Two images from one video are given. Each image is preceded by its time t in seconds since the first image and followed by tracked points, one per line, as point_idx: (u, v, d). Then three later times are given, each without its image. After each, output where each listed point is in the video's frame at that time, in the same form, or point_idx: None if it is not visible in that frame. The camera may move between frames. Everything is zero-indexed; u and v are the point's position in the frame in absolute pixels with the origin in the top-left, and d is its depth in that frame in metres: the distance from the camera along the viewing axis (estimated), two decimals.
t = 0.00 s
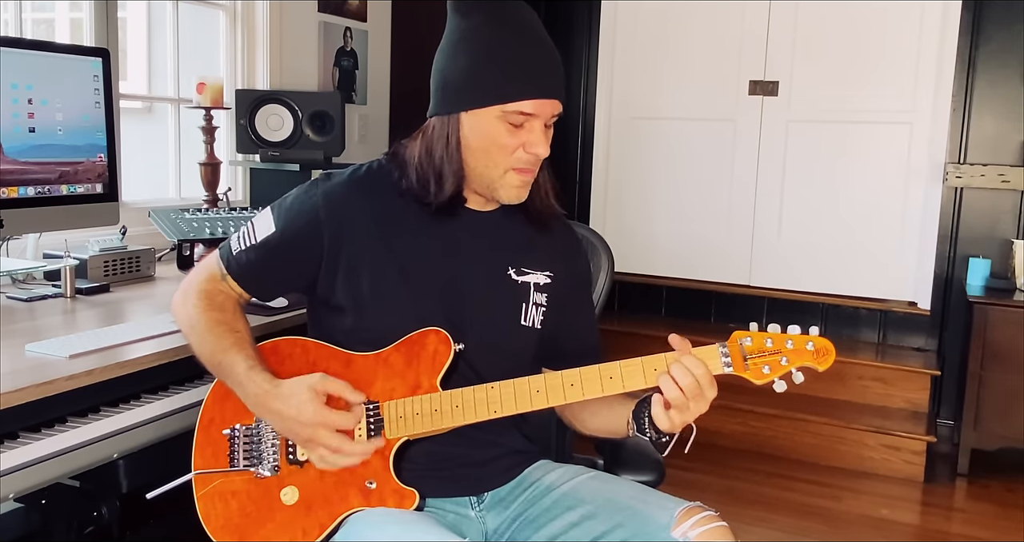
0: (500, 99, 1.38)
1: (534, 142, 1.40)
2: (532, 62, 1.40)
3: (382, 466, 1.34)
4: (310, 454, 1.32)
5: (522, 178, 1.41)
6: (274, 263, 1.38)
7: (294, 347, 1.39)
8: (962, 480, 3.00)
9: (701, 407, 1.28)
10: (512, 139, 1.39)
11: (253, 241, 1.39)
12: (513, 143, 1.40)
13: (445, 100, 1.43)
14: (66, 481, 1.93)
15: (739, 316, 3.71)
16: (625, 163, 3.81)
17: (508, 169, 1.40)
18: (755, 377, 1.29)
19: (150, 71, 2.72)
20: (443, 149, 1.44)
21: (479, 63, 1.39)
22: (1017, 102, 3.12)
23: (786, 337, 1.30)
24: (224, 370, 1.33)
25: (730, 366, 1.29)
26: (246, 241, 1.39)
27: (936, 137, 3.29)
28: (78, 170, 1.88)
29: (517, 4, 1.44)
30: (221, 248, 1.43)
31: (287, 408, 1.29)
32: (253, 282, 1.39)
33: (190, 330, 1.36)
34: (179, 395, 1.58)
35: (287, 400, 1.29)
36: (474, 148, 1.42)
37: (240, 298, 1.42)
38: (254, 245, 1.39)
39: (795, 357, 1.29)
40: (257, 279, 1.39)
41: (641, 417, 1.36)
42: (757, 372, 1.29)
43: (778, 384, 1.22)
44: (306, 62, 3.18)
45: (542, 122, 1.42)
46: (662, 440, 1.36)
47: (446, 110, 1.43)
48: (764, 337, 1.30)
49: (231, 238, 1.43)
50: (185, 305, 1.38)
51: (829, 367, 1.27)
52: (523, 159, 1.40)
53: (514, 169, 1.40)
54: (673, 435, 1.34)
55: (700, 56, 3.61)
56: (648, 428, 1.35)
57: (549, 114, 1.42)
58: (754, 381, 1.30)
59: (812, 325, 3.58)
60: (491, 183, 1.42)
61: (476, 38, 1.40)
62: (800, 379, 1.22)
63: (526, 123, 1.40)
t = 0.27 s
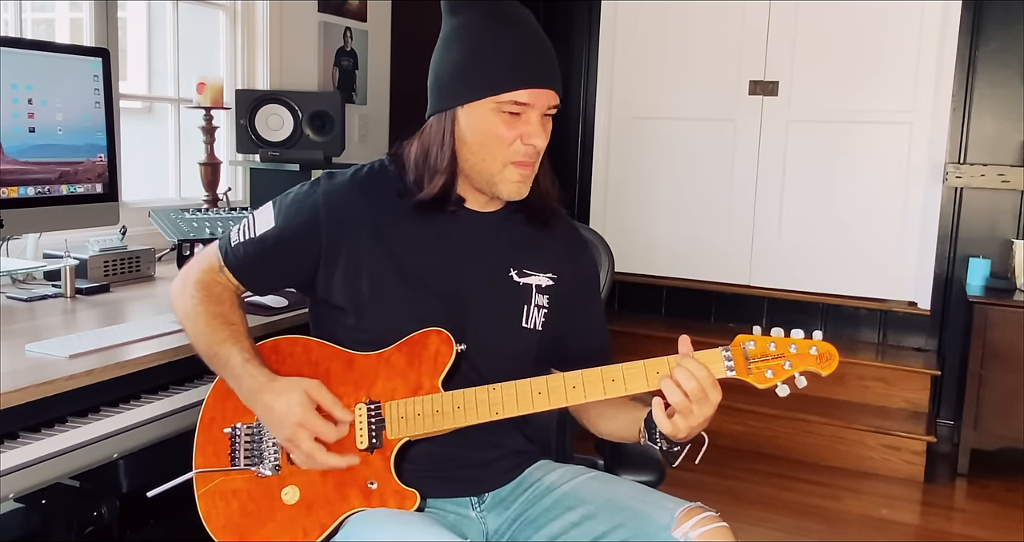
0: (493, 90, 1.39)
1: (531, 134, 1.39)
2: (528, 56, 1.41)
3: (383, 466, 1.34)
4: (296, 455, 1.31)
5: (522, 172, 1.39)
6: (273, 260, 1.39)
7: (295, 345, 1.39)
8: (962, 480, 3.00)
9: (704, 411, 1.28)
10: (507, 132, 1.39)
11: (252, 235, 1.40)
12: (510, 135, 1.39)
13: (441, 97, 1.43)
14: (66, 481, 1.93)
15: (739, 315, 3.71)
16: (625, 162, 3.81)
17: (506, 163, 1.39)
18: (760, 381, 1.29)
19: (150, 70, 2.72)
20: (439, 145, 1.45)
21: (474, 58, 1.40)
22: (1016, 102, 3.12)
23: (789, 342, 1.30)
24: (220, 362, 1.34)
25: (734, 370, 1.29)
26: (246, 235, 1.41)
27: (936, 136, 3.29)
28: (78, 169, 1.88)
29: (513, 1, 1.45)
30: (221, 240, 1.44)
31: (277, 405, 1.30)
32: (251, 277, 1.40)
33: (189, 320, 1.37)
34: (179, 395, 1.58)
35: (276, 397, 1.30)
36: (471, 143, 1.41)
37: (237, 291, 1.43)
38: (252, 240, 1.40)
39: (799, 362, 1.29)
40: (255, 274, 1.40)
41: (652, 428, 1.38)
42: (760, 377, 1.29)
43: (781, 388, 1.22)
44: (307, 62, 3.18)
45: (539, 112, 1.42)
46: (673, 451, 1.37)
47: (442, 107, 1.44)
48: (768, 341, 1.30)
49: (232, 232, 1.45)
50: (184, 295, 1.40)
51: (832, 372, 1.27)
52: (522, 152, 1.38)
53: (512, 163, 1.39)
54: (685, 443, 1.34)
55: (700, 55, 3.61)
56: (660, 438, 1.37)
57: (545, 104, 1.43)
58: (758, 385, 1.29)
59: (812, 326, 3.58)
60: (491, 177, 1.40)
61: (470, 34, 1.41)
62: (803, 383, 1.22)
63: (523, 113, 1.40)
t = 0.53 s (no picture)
0: (493, 99, 1.38)
1: (531, 143, 1.39)
2: (534, 62, 1.41)
3: (381, 467, 1.34)
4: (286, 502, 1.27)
5: (518, 179, 1.40)
6: (284, 269, 1.37)
7: (292, 349, 1.39)
8: (962, 480, 3.00)
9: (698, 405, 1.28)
10: (506, 140, 1.39)
11: (260, 247, 1.38)
12: (509, 143, 1.39)
13: (447, 97, 1.43)
14: (66, 481, 1.93)
15: (739, 315, 3.71)
16: (625, 162, 3.81)
17: (504, 170, 1.39)
18: (754, 372, 1.29)
19: (150, 70, 2.72)
20: (442, 146, 1.45)
21: (482, 59, 1.40)
22: (1017, 102, 3.12)
23: (783, 333, 1.30)
24: (231, 391, 1.31)
25: (728, 362, 1.29)
26: (253, 248, 1.38)
27: (936, 137, 3.29)
28: (78, 169, 1.88)
29: (519, 2, 1.45)
30: (227, 258, 1.41)
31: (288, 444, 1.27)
32: (262, 289, 1.38)
33: (196, 347, 1.34)
34: (179, 395, 1.58)
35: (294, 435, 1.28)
36: (471, 149, 1.42)
37: (247, 309, 1.41)
38: (261, 251, 1.37)
39: (793, 352, 1.29)
40: (264, 285, 1.38)
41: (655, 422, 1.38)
42: (755, 368, 1.29)
43: (776, 379, 1.22)
44: (307, 62, 3.18)
45: (538, 123, 1.41)
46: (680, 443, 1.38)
47: (446, 108, 1.44)
48: (762, 333, 1.30)
49: (236, 247, 1.42)
50: (189, 321, 1.36)
51: (826, 361, 1.28)
52: (520, 160, 1.39)
53: (510, 170, 1.39)
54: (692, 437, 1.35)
55: (700, 56, 3.61)
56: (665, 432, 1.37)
57: (546, 114, 1.42)
58: (753, 377, 1.29)
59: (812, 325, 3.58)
60: (488, 182, 1.41)
61: (477, 35, 1.41)
62: (798, 374, 1.22)
63: (521, 123, 1.40)
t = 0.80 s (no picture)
0: (501, 101, 1.38)
1: (537, 144, 1.39)
2: (537, 66, 1.40)
3: (382, 467, 1.33)
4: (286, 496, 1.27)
5: (524, 179, 1.40)
6: (285, 270, 1.37)
7: (294, 347, 1.39)
8: (962, 480, 3.00)
9: (698, 411, 1.28)
10: (513, 141, 1.39)
11: (260, 247, 1.37)
12: (516, 144, 1.39)
13: (451, 99, 1.43)
14: (65, 481, 1.93)
15: (739, 315, 3.71)
16: (625, 162, 3.81)
17: (511, 170, 1.40)
18: (756, 377, 1.29)
19: (150, 70, 2.72)
20: (447, 148, 1.44)
21: (486, 62, 1.39)
22: (1016, 102, 3.12)
23: (786, 338, 1.30)
24: (233, 388, 1.31)
25: (730, 367, 1.29)
26: (253, 247, 1.37)
27: (936, 137, 3.29)
28: (78, 169, 1.88)
29: (522, 4, 1.44)
30: (226, 254, 1.40)
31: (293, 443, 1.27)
32: (263, 289, 1.37)
33: (195, 344, 1.35)
34: (179, 395, 1.58)
35: (300, 433, 1.29)
36: (478, 149, 1.42)
37: (246, 307, 1.40)
38: (262, 251, 1.37)
39: (795, 358, 1.29)
40: (266, 286, 1.37)
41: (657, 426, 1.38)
42: (757, 373, 1.29)
43: (777, 384, 1.22)
44: (306, 62, 3.18)
45: (545, 124, 1.41)
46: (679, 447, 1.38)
47: (451, 110, 1.43)
48: (764, 337, 1.30)
49: (236, 245, 1.41)
50: (189, 319, 1.36)
51: (829, 367, 1.27)
52: (526, 161, 1.39)
53: (516, 171, 1.40)
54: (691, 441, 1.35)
55: (700, 55, 3.61)
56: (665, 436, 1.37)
57: (553, 116, 1.42)
58: (755, 382, 1.30)
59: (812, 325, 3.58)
60: (494, 183, 1.41)
61: (481, 38, 1.41)
62: (799, 379, 1.22)
63: (529, 124, 1.40)
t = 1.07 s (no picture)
0: (505, 96, 1.39)
1: (540, 139, 1.40)
2: (535, 65, 1.40)
3: (383, 466, 1.33)
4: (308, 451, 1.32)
5: (528, 176, 1.40)
6: (272, 262, 1.38)
7: (296, 345, 1.39)
8: (962, 480, 3.00)
9: (699, 414, 1.28)
10: (517, 136, 1.40)
11: (253, 237, 1.39)
12: (519, 140, 1.40)
13: (449, 98, 1.43)
14: (66, 481, 1.93)
15: (739, 315, 3.71)
16: (625, 161, 3.81)
17: (515, 167, 1.40)
18: (757, 380, 1.29)
19: (150, 70, 2.72)
20: (448, 147, 1.44)
21: (480, 61, 1.39)
22: (1016, 102, 3.12)
23: (788, 341, 1.30)
24: (227, 361, 1.34)
25: (732, 369, 1.29)
26: (246, 236, 1.40)
27: (936, 137, 3.29)
28: (78, 169, 1.88)
29: (518, 3, 1.44)
30: (221, 242, 1.43)
31: (289, 401, 1.31)
32: (253, 279, 1.39)
33: (190, 322, 1.37)
34: (179, 395, 1.58)
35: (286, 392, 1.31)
36: (480, 147, 1.42)
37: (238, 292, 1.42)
38: (253, 241, 1.39)
39: (797, 361, 1.29)
40: (254, 276, 1.39)
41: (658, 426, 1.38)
42: (759, 376, 1.29)
43: (779, 387, 1.22)
44: (306, 62, 3.18)
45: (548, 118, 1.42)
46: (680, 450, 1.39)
47: (450, 108, 1.43)
48: (766, 340, 1.30)
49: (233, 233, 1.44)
50: (184, 296, 1.39)
51: (831, 371, 1.27)
52: (530, 156, 1.39)
53: (520, 167, 1.40)
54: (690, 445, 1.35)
55: (700, 55, 3.61)
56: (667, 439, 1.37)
57: (553, 110, 1.43)
58: (756, 385, 1.30)
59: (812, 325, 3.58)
60: (497, 181, 1.41)
61: (476, 37, 1.41)
62: (802, 382, 1.22)
63: (532, 119, 1.40)
